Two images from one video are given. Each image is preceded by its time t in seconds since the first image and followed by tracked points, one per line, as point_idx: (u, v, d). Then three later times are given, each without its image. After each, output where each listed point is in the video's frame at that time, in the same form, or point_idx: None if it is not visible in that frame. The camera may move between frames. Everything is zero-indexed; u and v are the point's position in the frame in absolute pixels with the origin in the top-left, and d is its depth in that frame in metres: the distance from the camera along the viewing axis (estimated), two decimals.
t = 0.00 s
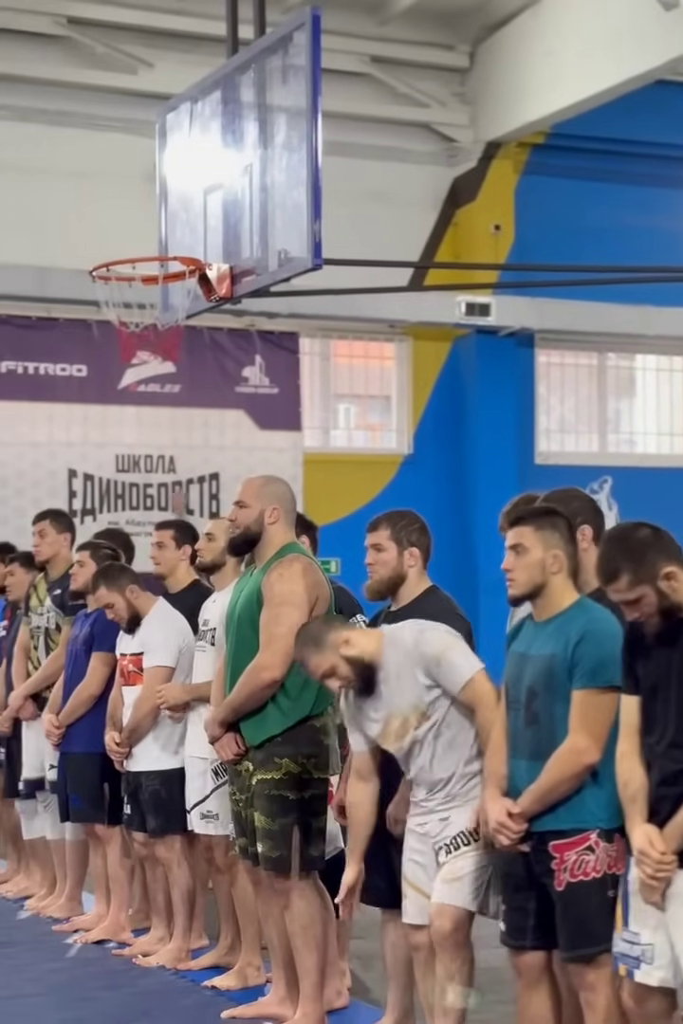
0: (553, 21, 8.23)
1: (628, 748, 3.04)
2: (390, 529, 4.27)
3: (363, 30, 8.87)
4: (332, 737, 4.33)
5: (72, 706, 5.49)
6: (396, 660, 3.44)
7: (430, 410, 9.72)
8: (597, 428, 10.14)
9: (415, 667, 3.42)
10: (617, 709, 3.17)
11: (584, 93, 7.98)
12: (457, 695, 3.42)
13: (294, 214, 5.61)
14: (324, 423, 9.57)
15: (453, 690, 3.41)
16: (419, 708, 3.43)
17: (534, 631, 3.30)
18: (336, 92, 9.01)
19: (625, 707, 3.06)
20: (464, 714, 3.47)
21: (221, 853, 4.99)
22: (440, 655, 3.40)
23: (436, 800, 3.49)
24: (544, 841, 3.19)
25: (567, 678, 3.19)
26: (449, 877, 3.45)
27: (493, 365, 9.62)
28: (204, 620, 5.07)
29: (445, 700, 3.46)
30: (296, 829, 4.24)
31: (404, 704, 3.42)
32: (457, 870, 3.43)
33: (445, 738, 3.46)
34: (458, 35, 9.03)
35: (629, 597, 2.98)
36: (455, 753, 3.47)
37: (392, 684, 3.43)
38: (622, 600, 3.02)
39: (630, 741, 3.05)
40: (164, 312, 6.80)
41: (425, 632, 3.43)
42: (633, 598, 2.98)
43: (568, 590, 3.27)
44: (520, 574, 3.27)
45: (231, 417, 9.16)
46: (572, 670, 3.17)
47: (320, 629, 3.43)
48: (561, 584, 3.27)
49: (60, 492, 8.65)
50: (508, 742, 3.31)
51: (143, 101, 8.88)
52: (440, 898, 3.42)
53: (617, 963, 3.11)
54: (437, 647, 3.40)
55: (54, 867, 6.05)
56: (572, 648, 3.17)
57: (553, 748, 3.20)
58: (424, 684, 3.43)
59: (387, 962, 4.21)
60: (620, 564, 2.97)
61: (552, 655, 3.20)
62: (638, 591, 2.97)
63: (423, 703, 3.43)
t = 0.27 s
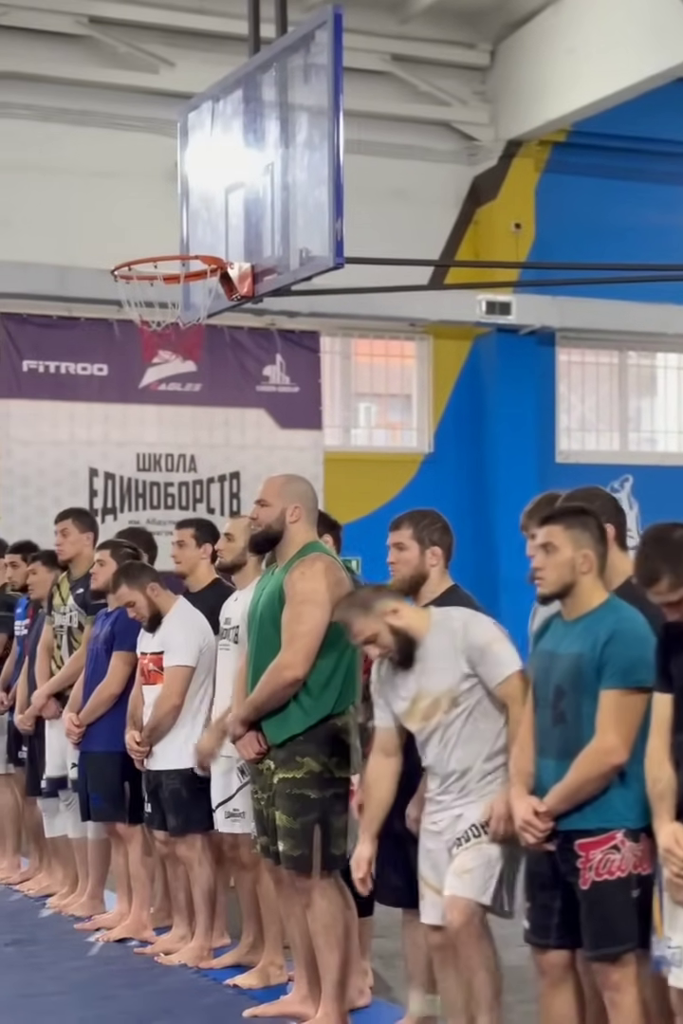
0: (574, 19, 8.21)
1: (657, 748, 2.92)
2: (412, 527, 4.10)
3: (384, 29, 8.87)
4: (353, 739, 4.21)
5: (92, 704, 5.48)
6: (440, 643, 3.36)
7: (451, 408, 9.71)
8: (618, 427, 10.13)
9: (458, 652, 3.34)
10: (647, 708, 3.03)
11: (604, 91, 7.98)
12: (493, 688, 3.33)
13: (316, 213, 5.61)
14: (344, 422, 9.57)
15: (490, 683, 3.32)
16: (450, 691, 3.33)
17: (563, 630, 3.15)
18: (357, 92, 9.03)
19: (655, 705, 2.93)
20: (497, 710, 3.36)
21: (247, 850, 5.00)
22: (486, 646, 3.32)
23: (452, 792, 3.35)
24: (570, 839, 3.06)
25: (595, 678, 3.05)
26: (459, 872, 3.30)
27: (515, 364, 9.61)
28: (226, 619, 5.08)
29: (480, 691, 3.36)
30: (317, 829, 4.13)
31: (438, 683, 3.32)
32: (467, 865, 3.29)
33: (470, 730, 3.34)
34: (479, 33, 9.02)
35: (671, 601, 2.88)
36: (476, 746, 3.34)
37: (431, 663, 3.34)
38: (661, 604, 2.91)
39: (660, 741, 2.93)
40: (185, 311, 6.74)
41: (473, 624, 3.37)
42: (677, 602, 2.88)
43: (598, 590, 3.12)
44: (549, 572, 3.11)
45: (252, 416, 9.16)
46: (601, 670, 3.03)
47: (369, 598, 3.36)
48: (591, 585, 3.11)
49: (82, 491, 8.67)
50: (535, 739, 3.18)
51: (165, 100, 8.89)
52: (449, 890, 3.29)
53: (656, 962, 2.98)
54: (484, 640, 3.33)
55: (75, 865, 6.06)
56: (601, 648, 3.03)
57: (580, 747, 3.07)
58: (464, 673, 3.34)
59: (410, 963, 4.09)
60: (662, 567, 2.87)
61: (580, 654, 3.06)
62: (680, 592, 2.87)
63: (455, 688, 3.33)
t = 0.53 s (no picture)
0: (590, 17, 8.20)
1: None
2: (429, 526, 4.07)
3: (400, 28, 8.88)
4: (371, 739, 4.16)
5: (108, 702, 5.49)
6: (468, 636, 3.25)
7: (467, 407, 9.70)
8: (635, 425, 10.11)
9: (480, 652, 3.22)
10: (667, 708, 2.94)
11: (620, 89, 7.98)
12: (509, 696, 3.21)
13: (333, 213, 5.62)
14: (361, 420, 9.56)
15: (508, 689, 3.20)
16: (468, 691, 3.22)
17: (582, 629, 3.06)
18: (373, 92, 9.04)
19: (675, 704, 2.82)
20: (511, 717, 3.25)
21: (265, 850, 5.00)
22: (509, 651, 3.19)
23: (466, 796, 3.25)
24: (587, 838, 2.98)
25: (613, 677, 2.96)
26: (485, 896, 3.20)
27: (532, 363, 9.61)
28: (242, 618, 5.07)
29: (498, 694, 3.25)
30: (335, 828, 4.06)
31: (458, 681, 3.21)
32: (493, 890, 3.19)
33: (485, 734, 3.23)
34: (495, 31, 9.01)
35: None
36: (485, 753, 3.23)
37: (454, 660, 3.23)
38: None
39: None
40: (203, 310, 6.78)
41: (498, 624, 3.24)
42: None
43: (617, 590, 3.03)
44: (568, 572, 3.04)
45: (268, 415, 9.16)
46: (618, 670, 2.93)
47: (404, 588, 3.25)
48: (610, 584, 3.03)
49: (99, 490, 8.68)
50: (554, 739, 3.10)
51: (181, 100, 8.91)
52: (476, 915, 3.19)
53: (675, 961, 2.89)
54: (508, 644, 3.20)
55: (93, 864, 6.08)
56: (618, 649, 2.94)
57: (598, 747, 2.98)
58: (483, 674, 3.22)
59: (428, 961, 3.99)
60: None
61: (598, 653, 2.97)
62: None
63: (472, 688, 3.22)
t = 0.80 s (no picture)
0: (611, 15, 8.19)
1: None
2: (455, 523, 4.00)
3: (421, 27, 8.89)
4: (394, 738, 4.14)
5: (131, 701, 5.50)
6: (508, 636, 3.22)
7: (489, 407, 9.70)
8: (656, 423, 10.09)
9: (511, 653, 3.18)
10: None
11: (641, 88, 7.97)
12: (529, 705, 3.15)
13: (355, 212, 5.62)
14: (382, 419, 9.56)
15: (529, 696, 3.14)
16: (495, 693, 3.20)
17: (604, 628, 3.02)
18: (395, 92, 9.05)
19: None
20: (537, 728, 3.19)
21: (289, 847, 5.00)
22: (540, 658, 3.13)
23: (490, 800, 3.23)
24: (607, 838, 2.93)
25: (633, 677, 2.92)
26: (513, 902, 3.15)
27: (553, 362, 9.60)
28: (265, 616, 5.06)
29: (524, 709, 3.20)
30: (359, 827, 4.05)
31: (488, 681, 3.20)
32: (519, 896, 3.14)
33: (508, 739, 3.21)
34: (517, 30, 9.00)
35: None
36: (508, 757, 3.21)
37: (489, 660, 3.22)
38: None
39: None
40: (225, 309, 6.78)
41: (535, 627, 3.17)
42: None
43: (638, 589, 3.00)
44: (590, 571, 3.00)
45: (290, 414, 9.17)
46: (639, 668, 2.90)
47: (456, 586, 3.19)
48: (632, 582, 2.99)
49: (121, 489, 8.70)
50: (575, 738, 3.06)
51: (203, 100, 8.93)
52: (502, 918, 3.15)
53: None
54: (540, 650, 3.14)
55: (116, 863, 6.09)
56: (640, 647, 2.90)
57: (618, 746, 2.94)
58: (510, 675, 3.19)
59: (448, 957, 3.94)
60: None
61: (619, 652, 2.94)
62: None
63: (499, 690, 3.20)
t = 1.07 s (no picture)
0: (630, 13, 8.18)
1: None
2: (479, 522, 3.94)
3: (441, 26, 8.89)
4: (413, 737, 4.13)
5: (151, 700, 5.50)
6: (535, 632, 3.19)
7: (508, 406, 9.69)
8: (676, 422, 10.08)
9: (531, 651, 3.17)
10: None
11: (661, 87, 7.96)
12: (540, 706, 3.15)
13: (375, 211, 5.61)
14: (402, 418, 9.56)
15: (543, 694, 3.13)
16: (515, 691, 3.20)
17: (624, 626, 2.96)
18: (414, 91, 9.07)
19: None
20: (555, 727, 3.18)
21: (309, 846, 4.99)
22: (562, 657, 3.10)
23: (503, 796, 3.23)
24: (626, 837, 2.88)
25: (654, 675, 2.87)
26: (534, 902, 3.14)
27: (573, 361, 9.59)
28: (286, 615, 5.05)
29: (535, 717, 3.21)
30: (380, 825, 4.05)
31: (508, 678, 3.20)
32: (541, 898, 3.13)
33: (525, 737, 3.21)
34: (536, 29, 8.99)
35: None
36: (522, 758, 3.21)
37: (512, 658, 3.21)
38: None
39: None
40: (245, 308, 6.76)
41: (558, 626, 3.13)
42: None
43: (658, 589, 2.94)
44: (608, 570, 2.93)
45: (309, 414, 9.16)
46: (660, 667, 2.84)
47: (486, 581, 3.15)
48: (652, 581, 2.93)
49: (140, 488, 8.71)
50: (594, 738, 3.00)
51: (223, 100, 8.96)
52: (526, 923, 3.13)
53: None
54: (563, 649, 3.11)
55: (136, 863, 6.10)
56: (660, 646, 2.84)
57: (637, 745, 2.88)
58: (530, 673, 3.18)
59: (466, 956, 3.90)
60: None
61: (639, 651, 2.88)
62: None
63: (517, 687, 3.20)
